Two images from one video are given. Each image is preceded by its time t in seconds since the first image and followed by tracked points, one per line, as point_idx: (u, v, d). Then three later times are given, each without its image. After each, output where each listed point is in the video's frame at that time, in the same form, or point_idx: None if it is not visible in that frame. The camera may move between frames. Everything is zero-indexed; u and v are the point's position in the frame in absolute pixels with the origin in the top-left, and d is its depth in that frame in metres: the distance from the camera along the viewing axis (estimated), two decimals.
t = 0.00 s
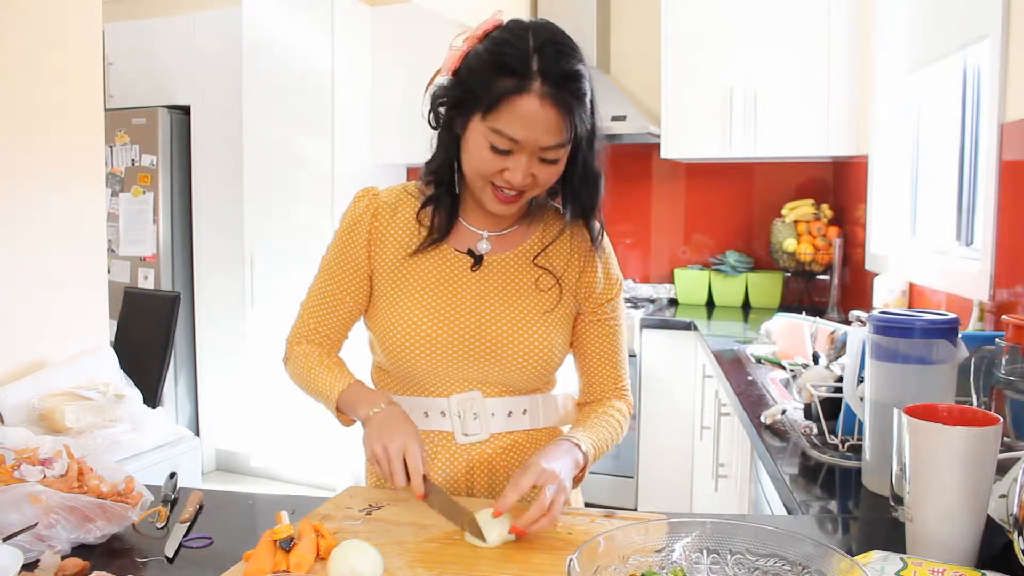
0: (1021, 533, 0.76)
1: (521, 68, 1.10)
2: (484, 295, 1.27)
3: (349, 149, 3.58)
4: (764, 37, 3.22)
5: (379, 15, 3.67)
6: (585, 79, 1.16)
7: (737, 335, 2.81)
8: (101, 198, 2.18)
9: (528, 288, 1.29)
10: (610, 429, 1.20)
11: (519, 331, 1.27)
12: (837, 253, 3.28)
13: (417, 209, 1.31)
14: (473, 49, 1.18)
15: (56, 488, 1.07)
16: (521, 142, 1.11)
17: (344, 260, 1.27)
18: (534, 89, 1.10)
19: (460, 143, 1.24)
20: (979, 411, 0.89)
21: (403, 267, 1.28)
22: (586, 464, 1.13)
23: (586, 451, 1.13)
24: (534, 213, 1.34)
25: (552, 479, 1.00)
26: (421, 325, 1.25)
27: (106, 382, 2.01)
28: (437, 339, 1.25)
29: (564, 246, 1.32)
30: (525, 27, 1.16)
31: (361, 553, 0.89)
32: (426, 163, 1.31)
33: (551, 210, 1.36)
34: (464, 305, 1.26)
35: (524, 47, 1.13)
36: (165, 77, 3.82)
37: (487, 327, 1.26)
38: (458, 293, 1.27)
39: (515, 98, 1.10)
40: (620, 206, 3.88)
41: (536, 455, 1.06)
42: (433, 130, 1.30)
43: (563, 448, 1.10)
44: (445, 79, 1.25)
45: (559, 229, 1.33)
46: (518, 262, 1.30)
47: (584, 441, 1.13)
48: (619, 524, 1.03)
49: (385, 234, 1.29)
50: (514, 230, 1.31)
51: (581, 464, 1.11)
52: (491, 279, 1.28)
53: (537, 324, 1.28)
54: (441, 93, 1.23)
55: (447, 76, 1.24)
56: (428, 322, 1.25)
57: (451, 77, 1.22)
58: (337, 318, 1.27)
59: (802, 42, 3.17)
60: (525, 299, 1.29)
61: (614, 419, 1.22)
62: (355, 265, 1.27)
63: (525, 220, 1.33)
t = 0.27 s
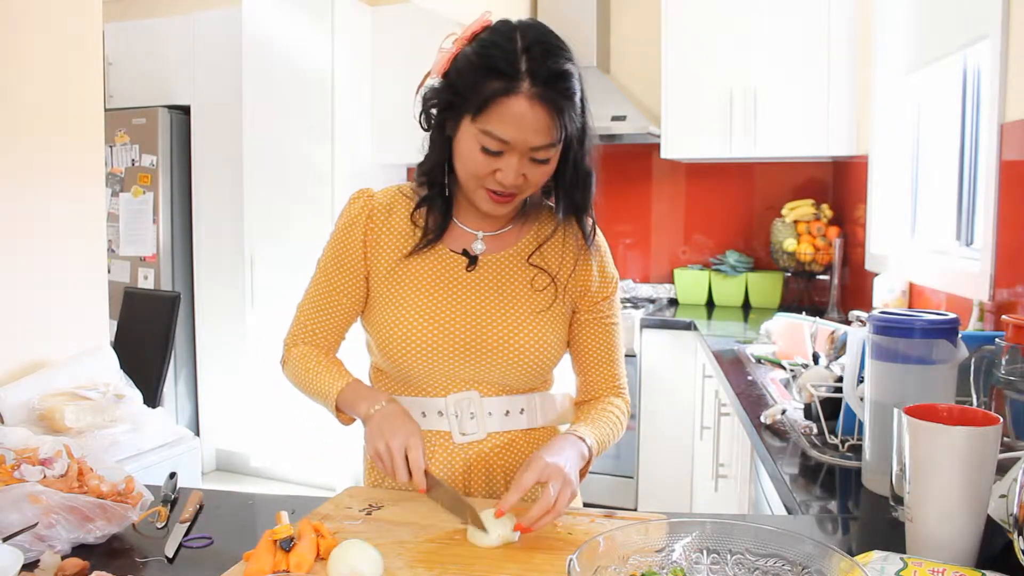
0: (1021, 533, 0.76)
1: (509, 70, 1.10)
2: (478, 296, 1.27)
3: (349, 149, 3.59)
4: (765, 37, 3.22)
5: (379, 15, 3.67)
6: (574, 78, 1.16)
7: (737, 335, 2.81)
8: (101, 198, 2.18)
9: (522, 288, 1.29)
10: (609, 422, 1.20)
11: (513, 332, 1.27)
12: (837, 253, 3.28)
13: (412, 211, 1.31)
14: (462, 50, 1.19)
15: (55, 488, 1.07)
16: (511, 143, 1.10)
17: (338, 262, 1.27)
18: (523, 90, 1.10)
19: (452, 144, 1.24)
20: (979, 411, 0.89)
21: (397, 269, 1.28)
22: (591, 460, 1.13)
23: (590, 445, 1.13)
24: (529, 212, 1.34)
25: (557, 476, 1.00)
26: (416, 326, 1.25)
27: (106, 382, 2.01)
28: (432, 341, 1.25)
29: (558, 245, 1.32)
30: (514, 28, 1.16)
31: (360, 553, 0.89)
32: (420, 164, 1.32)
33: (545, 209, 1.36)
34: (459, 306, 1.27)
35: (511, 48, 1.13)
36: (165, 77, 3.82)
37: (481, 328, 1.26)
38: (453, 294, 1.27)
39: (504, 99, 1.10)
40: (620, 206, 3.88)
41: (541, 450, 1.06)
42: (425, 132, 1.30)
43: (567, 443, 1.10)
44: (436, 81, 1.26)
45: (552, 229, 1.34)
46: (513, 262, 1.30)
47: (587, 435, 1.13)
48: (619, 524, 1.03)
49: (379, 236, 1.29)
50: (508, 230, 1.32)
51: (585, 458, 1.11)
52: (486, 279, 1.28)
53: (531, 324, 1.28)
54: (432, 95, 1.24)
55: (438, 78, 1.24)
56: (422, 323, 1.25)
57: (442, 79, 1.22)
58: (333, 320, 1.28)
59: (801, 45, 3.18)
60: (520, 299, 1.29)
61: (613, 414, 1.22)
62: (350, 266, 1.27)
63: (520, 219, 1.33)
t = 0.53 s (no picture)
0: (1021, 533, 0.76)
1: (506, 70, 1.10)
2: (476, 296, 1.28)
3: (349, 149, 3.60)
4: (764, 37, 3.22)
5: (379, 15, 3.67)
6: (570, 79, 1.16)
7: (737, 335, 2.81)
8: (100, 198, 2.18)
9: (519, 288, 1.29)
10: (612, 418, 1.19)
11: (511, 333, 1.27)
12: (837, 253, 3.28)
13: (409, 211, 1.32)
14: (458, 51, 1.19)
15: (55, 488, 1.07)
16: (508, 143, 1.10)
17: (337, 260, 1.27)
18: (519, 90, 1.10)
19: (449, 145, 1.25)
20: (979, 411, 0.89)
21: (395, 269, 1.28)
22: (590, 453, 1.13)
23: (588, 435, 1.13)
24: (526, 212, 1.34)
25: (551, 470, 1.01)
26: (413, 326, 1.25)
27: (106, 382, 2.01)
28: (429, 341, 1.25)
29: (555, 244, 1.32)
30: (510, 28, 1.16)
31: (360, 553, 0.89)
32: (417, 164, 1.32)
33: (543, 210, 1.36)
34: (455, 306, 1.27)
35: (507, 49, 1.13)
36: (165, 77, 3.82)
37: (478, 329, 1.26)
38: (450, 294, 1.27)
39: (500, 100, 1.10)
40: (619, 206, 3.88)
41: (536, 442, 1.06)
42: (422, 133, 1.31)
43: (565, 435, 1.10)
44: (433, 82, 1.26)
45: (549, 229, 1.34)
46: (510, 263, 1.30)
47: (585, 427, 1.13)
48: (619, 524, 1.03)
49: (377, 236, 1.30)
50: (505, 231, 1.32)
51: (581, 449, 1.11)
52: (483, 280, 1.28)
53: (529, 324, 1.28)
54: (428, 97, 1.24)
55: (435, 79, 1.25)
56: (420, 323, 1.25)
57: (439, 80, 1.22)
58: (331, 320, 1.28)
59: (801, 45, 3.18)
60: (516, 299, 1.29)
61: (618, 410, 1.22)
62: (348, 266, 1.28)
63: (517, 219, 1.33)
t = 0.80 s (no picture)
0: (1021, 533, 0.76)
1: (507, 71, 1.10)
2: (478, 294, 1.28)
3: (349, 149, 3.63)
4: (764, 38, 3.22)
5: (379, 15, 3.67)
6: (571, 80, 1.16)
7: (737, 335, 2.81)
8: (100, 198, 2.18)
9: (522, 286, 1.29)
10: (638, 410, 1.17)
11: (513, 330, 1.27)
12: (837, 253, 3.28)
13: (411, 210, 1.32)
14: (459, 52, 1.19)
15: (56, 488, 1.07)
16: (509, 145, 1.10)
17: (338, 255, 1.28)
18: (520, 91, 1.10)
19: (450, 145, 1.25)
20: (979, 411, 0.89)
21: (398, 268, 1.29)
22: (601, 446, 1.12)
23: (596, 429, 1.12)
24: (527, 211, 1.34)
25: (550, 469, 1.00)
26: (416, 325, 1.26)
27: (107, 382, 2.01)
28: (432, 339, 1.26)
29: (559, 243, 1.31)
30: (511, 29, 1.16)
31: (360, 553, 0.89)
32: (418, 164, 1.33)
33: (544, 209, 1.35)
34: (458, 305, 1.27)
35: (508, 51, 1.13)
36: (165, 77, 3.82)
37: (481, 327, 1.27)
38: (453, 292, 1.27)
39: (501, 100, 1.10)
40: (620, 206, 3.88)
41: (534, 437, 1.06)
42: (423, 133, 1.31)
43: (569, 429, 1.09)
44: (433, 82, 1.26)
45: (552, 227, 1.33)
46: (512, 261, 1.30)
47: (593, 419, 1.12)
48: (619, 524, 1.03)
49: (379, 235, 1.30)
50: (507, 229, 1.32)
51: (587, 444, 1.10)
52: (486, 278, 1.29)
53: (531, 322, 1.28)
54: (429, 98, 1.25)
55: (435, 79, 1.25)
56: (423, 322, 1.26)
57: (439, 81, 1.22)
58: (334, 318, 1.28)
59: (802, 45, 3.18)
60: (519, 298, 1.29)
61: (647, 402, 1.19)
62: (351, 265, 1.28)
63: (518, 218, 1.33)
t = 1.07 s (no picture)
0: (1021, 533, 0.76)
1: (506, 68, 1.11)
2: (479, 293, 1.28)
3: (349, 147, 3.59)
4: (764, 38, 3.22)
5: (379, 15, 3.67)
6: (570, 77, 1.16)
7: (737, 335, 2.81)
8: (100, 198, 2.17)
9: (523, 285, 1.29)
10: (650, 396, 1.15)
11: (515, 329, 1.27)
12: (837, 253, 3.28)
13: (411, 210, 1.32)
14: (457, 51, 1.19)
15: (56, 488, 1.07)
16: (510, 142, 1.10)
17: (338, 256, 1.28)
18: (520, 88, 1.10)
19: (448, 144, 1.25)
20: (979, 411, 0.89)
21: (398, 267, 1.29)
22: (601, 441, 1.11)
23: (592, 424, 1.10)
24: (527, 209, 1.33)
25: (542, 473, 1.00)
26: (417, 325, 1.26)
27: (107, 382, 2.01)
28: (433, 339, 1.26)
29: (558, 239, 1.31)
30: (509, 27, 1.16)
31: (360, 553, 0.89)
32: (416, 163, 1.33)
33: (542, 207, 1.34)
34: (459, 304, 1.27)
35: (508, 49, 1.13)
36: (165, 76, 3.82)
37: (482, 325, 1.27)
38: (454, 291, 1.28)
39: (501, 98, 1.10)
40: (620, 206, 3.88)
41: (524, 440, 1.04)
42: (422, 133, 1.32)
43: (562, 427, 1.08)
44: (430, 82, 1.27)
45: (550, 224, 1.32)
46: (512, 260, 1.30)
47: (588, 414, 1.10)
48: (619, 524, 1.03)
49: (380, 235, 1.30)
50: (506, 227, 1.32)
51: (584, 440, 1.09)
52: (486, 277, 1.29)
53: (533, 320, 1.28)
54: (427, 98, 1.25)
55: (433, 79, 1.25)
56: (424, 321, 1.26)
57: (438, 80, 1.23)
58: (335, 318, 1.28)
59: (802, 52, 3.18)
60: (520, 296, 1.29)
61: (662, 388, 1.17)
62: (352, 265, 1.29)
63: (516, 216, 1.33)
